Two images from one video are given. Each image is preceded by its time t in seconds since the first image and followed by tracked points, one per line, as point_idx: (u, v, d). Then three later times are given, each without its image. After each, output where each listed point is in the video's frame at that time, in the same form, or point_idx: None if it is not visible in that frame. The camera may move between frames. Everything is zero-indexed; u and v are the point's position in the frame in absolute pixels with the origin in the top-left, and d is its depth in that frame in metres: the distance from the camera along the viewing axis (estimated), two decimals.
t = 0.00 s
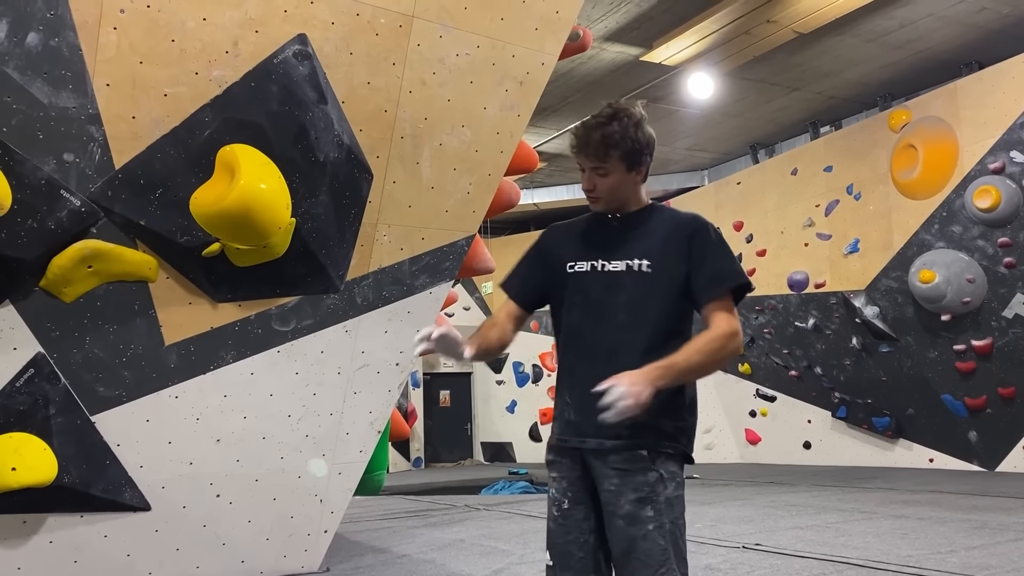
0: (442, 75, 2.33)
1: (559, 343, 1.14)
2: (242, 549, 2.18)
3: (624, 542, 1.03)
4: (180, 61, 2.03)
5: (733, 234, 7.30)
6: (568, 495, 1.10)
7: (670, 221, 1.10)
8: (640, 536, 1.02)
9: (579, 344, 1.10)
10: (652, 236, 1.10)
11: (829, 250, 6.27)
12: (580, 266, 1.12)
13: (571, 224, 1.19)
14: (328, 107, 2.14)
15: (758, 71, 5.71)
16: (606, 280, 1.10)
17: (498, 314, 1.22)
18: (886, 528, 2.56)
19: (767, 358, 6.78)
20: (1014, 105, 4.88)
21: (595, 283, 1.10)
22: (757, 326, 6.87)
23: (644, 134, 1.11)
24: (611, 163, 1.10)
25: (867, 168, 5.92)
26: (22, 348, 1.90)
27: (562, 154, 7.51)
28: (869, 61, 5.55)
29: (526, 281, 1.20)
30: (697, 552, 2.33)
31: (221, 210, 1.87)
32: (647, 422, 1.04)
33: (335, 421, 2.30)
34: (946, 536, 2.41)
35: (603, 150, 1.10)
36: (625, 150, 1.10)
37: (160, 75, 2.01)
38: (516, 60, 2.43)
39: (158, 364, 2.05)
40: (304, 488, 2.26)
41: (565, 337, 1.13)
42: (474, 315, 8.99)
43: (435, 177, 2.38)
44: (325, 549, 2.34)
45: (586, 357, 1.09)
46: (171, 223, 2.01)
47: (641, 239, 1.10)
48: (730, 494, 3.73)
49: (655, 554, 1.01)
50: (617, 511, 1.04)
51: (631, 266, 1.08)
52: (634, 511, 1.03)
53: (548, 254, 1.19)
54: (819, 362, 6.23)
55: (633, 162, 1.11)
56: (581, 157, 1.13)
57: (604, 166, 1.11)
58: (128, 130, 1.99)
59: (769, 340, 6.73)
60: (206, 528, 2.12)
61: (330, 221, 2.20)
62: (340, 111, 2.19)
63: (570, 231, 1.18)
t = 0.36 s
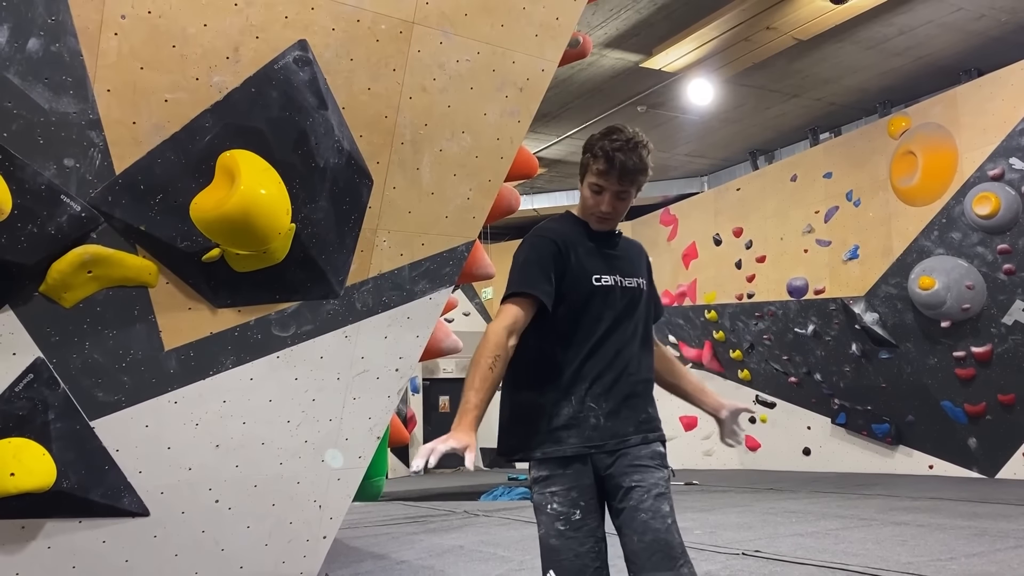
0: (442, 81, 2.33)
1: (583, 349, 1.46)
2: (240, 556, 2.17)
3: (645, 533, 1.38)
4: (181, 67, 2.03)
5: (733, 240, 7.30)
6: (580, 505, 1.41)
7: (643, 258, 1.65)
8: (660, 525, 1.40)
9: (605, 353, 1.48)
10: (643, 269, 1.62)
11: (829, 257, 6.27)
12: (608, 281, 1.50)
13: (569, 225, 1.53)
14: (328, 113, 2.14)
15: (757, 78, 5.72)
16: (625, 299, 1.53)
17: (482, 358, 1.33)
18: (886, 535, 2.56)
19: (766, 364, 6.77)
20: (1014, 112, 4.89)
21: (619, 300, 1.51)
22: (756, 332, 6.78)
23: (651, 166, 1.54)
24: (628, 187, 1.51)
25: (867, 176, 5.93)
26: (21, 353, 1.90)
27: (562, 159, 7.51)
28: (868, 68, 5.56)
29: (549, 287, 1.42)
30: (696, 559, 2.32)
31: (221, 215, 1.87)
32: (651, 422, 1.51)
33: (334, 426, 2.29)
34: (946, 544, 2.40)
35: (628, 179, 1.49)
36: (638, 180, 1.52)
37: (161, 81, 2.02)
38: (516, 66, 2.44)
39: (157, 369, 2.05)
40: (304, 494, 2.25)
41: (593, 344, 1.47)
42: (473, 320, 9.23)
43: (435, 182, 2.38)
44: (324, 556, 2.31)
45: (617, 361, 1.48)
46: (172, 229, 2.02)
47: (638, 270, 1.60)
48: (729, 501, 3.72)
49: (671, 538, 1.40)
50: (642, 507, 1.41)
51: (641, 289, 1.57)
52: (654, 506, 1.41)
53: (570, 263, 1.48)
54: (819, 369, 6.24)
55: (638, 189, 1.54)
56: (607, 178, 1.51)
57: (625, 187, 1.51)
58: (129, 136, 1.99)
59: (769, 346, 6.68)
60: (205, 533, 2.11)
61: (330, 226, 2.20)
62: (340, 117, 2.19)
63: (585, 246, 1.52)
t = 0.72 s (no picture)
0: (442, 87, 2.34)
1: (548, 357, 1.40)
2: (238, 563, 2.15)
3: (626, 544, 1.32)
4: (181, 74, 2.04)
5: (732, 246, 7.31)
6: (557, 513, 1.36)
7: (628, 254, 1.54)
8: (639, 535, 1.32)
9: (574, 360, 1.40)
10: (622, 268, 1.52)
11: (828, 263, 6.27)
12: (568, 285, 1.44)
13: (537, 232, 1.50)
14: (328, 120, 2.15)
15: (757, 85, 5.73)
16: (592, 302, 1.45)
17: (469, 372, 1.39)
18: (885, 543, 2.55)
19: (765, 371, 6.79)
20: (1012, 120, 4.90)
21: (583, 303, 1.44)
22: (755, 339, 6.89)
23: (620, 162, 1.49)
24: (599, 182, 1.46)
25: (866, 183, 5.94)
26: (20, 359, 1.90)
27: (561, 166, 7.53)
28: (867, 75, 5.58)
29: (499, 300, 1.41)
30: (695, 568, 2.31)
31: (221, 222, 1.88)
32: (635, 429, 1.42)
33: (333, 433, 2.29)
34: (945, 552, 2.40)
35: (597, 174, 1.44)
36: (610, 175, 1.47)
37: (161, 87, 2.02)
38: (516, 73, 2.44)
39: (156, 376, 2.05)
40: (302, 500, 2.24)
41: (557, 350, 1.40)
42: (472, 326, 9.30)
43: (434, 189, 2.38)
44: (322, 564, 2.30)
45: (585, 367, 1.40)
46: (171, 234, 2.02)
47: (614, 270, 1.51)
48: (728, 509, 3.71)
49: (651, 549, 1.32)
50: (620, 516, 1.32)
51: (616, 289, 1.48)
52: (630, 516, 1.33)
53: (526, 268, 1.45)
54: (818, 376, 6.24)
55: (613, 188, 1.49)
56: (575, 176, 1.46)
57: (597, 183, 1.46)
58: (129, 142, 2.00)
59: (768, 354, 6.75)
60: (203, 540, 2.11)
61: (329, 232, 2.20)
62: (340, 123, 2.20)
63: (546, 251, 1.47)
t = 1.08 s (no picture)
0: (444, 93, 2.34)
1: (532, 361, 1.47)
2: (238, 568, 2.15)
3: (579, 550, 1.24)
4: (183, 79, 2.04)
5: (733, 252, 7.31)
6: (541, 513, 1.37)
7: (587, 236, 1.42)
8: (590, 542, 1.23)
9: (541, 362, 1.42)
10: (574, 255, 1.42)
11: (829, 270, 6.27)
12: (530, 291, 1.47)
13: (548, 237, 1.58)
14: (330, 125, 2.15)
15: (758, 91, 5.74)
16: (550, 302, 1.42)
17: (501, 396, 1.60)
18: (887, 550, 2.54)
19: (767, 377, 6.74)
20: (1013, 127, 4.90)
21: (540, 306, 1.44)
22: (756, 345, 6.81)
23: (569, 149, 1.49)
24: (528, 155, 1.54)
25: (866, 189, 5.95)
26: (20, 363, 1.89)
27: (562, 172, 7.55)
28: (868, 81, 5.58)
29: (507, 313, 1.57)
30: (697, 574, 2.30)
31: (222, 227, 1.87)
32: (594, 427, 1.30)
33: (333, 438, 2.29)
34: (947, 559, 2.39)
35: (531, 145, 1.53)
36: (539, 151, 1.52)
37: (163, 92, 2.02)
38: (517, 79, 2.44)
39: (156, 381, 2.05)
40: (303, 506, 2.24)
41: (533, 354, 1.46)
42: (473, 332, 9.35)
43: (435, 195, 2.39)
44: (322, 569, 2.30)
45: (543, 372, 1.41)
46: (172, 239, 2.02)
47: (576, 260, 1.40)
48: (729, 515, 3.70)
49: (604, 557, 1.21)
50: (575, 521, 1.25)
51: (571, 282, 1.39)
52: (584, 520, 1.24)
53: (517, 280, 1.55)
54: (819, 382, 6.22)
55: (540, 164, 1.50)
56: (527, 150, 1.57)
57: (528, 157, 1.54)
58: (130, 147, 2.00)
59: (769, 360, 6.70)
60: (203, 545, 2.10)
61: (331, 237, 2.20)
62: (342, 129, 2.20)
63: (529, 259, 1.53)
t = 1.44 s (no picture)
0: (447, 97, 2.34)
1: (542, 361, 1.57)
2: (240, 572, 2.15)
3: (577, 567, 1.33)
4: (186, 82, 2.05)
5: (734, 256, 7.31)
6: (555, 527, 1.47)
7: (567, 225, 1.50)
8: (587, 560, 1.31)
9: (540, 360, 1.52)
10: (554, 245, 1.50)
11: (831, 273, 6.27)
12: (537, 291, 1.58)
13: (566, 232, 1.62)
14: (333, 128, 2.15)
15: (760, 94, 5.74)
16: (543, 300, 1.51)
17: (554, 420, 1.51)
18: (889, 554, 2.54)
19: (769, 380, 6.75)
20: (1014, 131, 4.90)
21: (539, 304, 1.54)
22: (758, 349, 6.78)
23: (587, 138, 1.54)
24: (547, 147, 1.59)
25: (868, 192, 5.95)
26: (23, 366, 1.90)
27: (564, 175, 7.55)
28: (869, 85, 5.58)
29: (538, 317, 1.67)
30: None
31: (226, 230, 1.88)
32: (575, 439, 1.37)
33: (335, 441, 2.29)
34: (949, 563, 2.39)
35: (551, 135, 1.59)
36: (556, 143, 1.57)
37: (166, 95, 2.03)
38: (519, 82, 2.45)
39: (159, 384, 2.05)
40: (304, 509, 2.24)
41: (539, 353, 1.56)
42: (474, 335, 9.38)
43: (437, 198, 2.39)
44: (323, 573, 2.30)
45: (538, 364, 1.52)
46: (175, 242, 2.03)
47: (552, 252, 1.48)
48: (731, 519, 3.71)
49: None
50: (573, 539, 1.34)
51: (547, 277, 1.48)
52: (582, 538, 1.33)
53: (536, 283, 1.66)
54: (821, 386, 6.24)
55: (556, 154, 1.55)
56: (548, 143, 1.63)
57: (547, 150, 1.60)
58: (133, 150, 2.01)
59: (771, 363, 6.67)
60: (205, 549, 2.10)
61: (333, 240, 2.20)
62: (345, 132, 2.20)
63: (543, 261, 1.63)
